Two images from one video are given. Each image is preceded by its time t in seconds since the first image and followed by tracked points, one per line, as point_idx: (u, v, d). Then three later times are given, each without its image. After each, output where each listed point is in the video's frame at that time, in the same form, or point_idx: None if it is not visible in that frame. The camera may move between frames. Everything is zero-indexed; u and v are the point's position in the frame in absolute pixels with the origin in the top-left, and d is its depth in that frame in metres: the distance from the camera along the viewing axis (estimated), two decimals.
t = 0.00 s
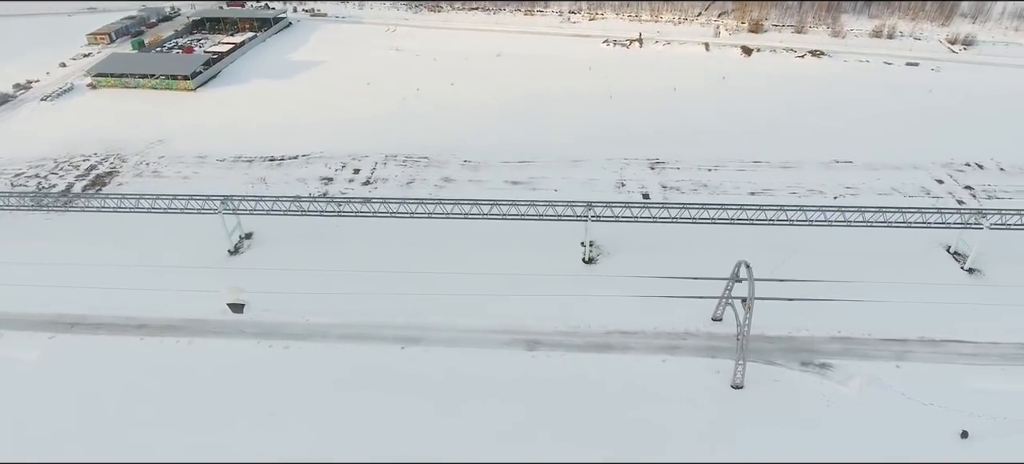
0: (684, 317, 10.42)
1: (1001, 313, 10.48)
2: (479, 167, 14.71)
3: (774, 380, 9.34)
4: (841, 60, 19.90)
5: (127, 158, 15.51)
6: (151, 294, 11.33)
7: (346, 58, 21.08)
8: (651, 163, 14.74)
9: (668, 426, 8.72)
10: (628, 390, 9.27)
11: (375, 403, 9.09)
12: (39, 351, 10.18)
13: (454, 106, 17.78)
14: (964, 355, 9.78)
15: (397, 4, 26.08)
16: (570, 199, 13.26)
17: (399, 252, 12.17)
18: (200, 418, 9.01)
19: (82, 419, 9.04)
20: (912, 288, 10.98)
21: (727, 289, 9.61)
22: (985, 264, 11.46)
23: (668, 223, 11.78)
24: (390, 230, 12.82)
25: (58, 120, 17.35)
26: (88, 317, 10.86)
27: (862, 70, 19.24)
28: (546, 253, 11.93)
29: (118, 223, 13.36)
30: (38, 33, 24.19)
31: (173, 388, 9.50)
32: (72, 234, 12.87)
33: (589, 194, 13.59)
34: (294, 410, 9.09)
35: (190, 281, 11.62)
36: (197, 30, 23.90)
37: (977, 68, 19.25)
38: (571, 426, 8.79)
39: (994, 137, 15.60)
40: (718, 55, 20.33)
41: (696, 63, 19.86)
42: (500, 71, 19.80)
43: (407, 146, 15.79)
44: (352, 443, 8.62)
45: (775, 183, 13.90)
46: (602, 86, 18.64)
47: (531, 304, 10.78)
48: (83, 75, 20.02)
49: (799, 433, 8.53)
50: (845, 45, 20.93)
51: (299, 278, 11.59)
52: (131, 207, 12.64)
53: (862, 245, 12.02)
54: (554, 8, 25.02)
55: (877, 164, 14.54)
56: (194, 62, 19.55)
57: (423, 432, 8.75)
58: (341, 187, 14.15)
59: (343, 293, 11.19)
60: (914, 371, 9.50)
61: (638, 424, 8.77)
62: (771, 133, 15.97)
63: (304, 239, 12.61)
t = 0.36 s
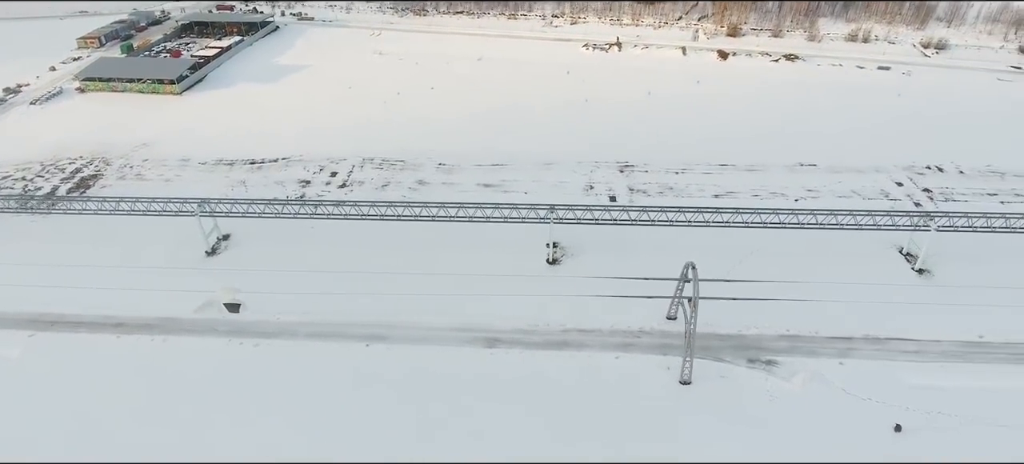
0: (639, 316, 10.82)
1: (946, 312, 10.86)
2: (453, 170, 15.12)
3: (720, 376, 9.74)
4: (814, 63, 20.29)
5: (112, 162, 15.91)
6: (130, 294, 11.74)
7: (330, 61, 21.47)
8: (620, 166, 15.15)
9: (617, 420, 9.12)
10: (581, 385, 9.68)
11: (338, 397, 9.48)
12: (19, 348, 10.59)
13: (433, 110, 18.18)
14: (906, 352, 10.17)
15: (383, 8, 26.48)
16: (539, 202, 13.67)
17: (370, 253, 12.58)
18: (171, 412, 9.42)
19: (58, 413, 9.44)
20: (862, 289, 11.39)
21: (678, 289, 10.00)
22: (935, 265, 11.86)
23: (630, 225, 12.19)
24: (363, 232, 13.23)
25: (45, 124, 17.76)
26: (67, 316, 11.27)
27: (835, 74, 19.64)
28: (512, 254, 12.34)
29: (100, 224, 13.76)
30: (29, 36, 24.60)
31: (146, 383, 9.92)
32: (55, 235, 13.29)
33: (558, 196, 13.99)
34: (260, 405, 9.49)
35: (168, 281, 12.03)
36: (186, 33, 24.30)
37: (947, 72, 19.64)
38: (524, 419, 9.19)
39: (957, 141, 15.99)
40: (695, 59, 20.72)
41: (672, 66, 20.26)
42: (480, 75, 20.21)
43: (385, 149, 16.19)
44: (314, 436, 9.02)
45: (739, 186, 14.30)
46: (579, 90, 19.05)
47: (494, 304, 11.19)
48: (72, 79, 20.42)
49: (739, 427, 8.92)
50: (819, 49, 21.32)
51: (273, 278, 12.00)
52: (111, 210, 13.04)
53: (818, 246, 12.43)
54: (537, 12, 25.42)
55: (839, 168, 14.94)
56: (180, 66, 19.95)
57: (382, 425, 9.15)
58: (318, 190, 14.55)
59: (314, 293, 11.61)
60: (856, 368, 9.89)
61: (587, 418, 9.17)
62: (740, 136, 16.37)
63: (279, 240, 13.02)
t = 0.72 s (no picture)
0: (598, 315, 11.25)
1: (894, 311, 11.28)
2: (428, 173, 15.55)
3: (672, 373, 10.15)
4: (789, 67, 20.70)
5: (97, 164, 16.32)
6: (109, 294, 12.15)
7: (315, 65, 21.89)
8: (591, 169, 15.58)
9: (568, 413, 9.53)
10: (537, 381, 10.09)
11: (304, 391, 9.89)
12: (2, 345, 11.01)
13: (414, 114, 18.58)
14: (853, 350, 10.57)
15: (370, 11, 26.88)
16: (509, 204, 14.09)
17: (344, 253, 12.99)
18: (143, 406, 9.83)
19: (36, 407, 9.86)
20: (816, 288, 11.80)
21: (634, 289, 10.38)
22: (888, 266, 12.29)
23: (594, 226, 12.60)
24: (338, 233, 13.63)
25: (34, 127, 18.18)
26: (48, 314, 11.68)
27: (808, 78, 20.05)
28: (480, 255, 12.76)
29: (84, 225, 14.16)
30: (21, 39, 25.01)
31: (121, 379, 10.34)
32: (40, 237, 13.71)
33: (529, 198, 14.42)
34: (230, 399, 9.90)
35: (147, 281, 12.44)
36: (175, 37, 24.70)
37: (919, 76, 20.07)
38: (481, 413, 9.60)
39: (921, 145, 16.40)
40: (673, 63, 21.13)
41: (649, 70, 20.69)
42: (461, 79, 20.63)
43: (364, 152, 16.60)
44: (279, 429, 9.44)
45: (706, 189, 14.71)
46: (557, 94, 19.47)
47: (460, 304, 11.62)
48: (61, 82, 20.82)
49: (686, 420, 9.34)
50: (795, 53, 21.73)
51: (248, 278, 12.42)
52: (94, 212, 13.45)
53: (777, 247, 12.85)
54: (522, 16, 25.84)
55: (804, 170, 15.36)
56: (167, 71, 20.34)
57: (345, 418, 9.57)
58: (296, 192, 14.97)
59: (287, 292, 12.03)
60: (803, 364, 10.29)
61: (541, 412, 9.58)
62: (710, 140, 16.80)
63: (256, 241, 13.44)
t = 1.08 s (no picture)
0: (562, 313, 11.66)
1: (847, 310, 11.68)
2: (406, 176, 15.97)
3: (629, 369, 10.55)
4: (765, 71, 21.11)
5: (84, 167, 16.72)
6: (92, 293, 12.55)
7: (301, 68, 22.29)
8: (565, 171, 15.99)
9: (528, 407, 9.92)
10: (500, 377, 10.49)
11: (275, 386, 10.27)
12: None
13: (395, 117, 18.98)
14: (805, 346, 10.98)
15: (358, 14, 27.29)
16: (482, 206, 14.51)
17: (320, 253, 13.41)
18: (120, 401, 10.22)
19: (18, 402, 10.25)
20: (774, 287, 12.20)
21: (593, 288, 10.78)
22: (845, 265, 12.70)
23: (562, 228, 13.03)
24: (316, 234, 14.04)
25: (24, 130, 18.58)
26: (33, 313, 12.09)
27: (784, 81, 20.45)
28: (452, 255, 13.18)
29: (70, 227, 14.56)
30: (13, 42, 25.41)
31: (100, 375, 10.73)
32: (27, 238, 14.12)
33: (502, 200, 14.83)
34: (203, 393, 10.29)
35: (129, 281, 12.84)
36: (165, 40, 25.11)
37: (892, 79, 20.47)
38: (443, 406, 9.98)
39: (888, 147, 16.82)
40: (652, 66, 21.54)
41: (628, 74, 21.09)
42: (443, 82, 21.04)
43: (345, 155, 17.02)
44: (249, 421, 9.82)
45: (675, 190, 15.12)
46: (537, 97, 19.89)
47: (429, 302, 12.03)
48: (52, 86, 21.21)
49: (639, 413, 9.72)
50: (772, 56, 22.13)
51: (226, 278, 12.83)
52: (79, 214, 13.85)
53: (739, 247, 13.25)
54: (507, 19, 26.23)
55: (772, 172, 15.77)
56: (155, 74, 20.73)
57: (314, 411, 9.96)
58: (277, 194, 15.38)
59: (264, 292, 12.44)
60: (755, 361, 10.71)
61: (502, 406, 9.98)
62: (683, 142, 17.22)
63: (236, 242, 13.85)
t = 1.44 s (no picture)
0: (529, 312, 12.08)
1: (805, 308, 12.09)
2: (385, 178, 16.37)
3: (591, 365, 10.96)
4: (743, 74, 21.47)
5: (72, 169, 17.11)
6: (76, 293, 12.94)
7: (288, 71, 22.68)
8: (540, 173, 16.39)
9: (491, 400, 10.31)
10: (466, 372, 10.88)
11: (248, 380, 10.65)
12: None
13: (378, 120, 19.36)
14: (761, 343, 11.39)
15: (346, 17, 27.68)
16: (458, 208, 14.92)
17: (298, 254, 13.81)
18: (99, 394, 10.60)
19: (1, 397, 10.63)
20: (735, 286, 12.62)
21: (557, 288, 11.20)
22: (805, 265, 13.09)
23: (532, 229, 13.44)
24: (295, 236, 14.45)
25: (14, 133, 18.95)
26: (18, 312, 12.48)
27: (761, 84, 20.82)
28: (426, 256, 13.59)
29: (57, 228, 14.94)
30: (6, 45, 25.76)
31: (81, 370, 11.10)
32: (14, 239, 14.50)
33: (477, 202, 15.24)
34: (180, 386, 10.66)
35: (112, 280, 13.24)
36: (155, 44, 25.50)
37: (867, 82, 20.85)
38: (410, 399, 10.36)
39: (857, 150, 17.22)
40: (632, 69, 21.90)
41: (609, 77, 21.46)
42: (427, 85, 21.43)
43: (327, 157, 17.42)
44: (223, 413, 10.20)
45: (646, 192, 15.53)
46: (517, 100, 20.27)
47: (401, 301, 12.44)
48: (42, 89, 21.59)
49: (598, 403, 10.09)
50: (751, 59, 22.49)
51: (206, 278, 13.23)
52: (65, 215, 14.23)
53: (705, 247, 13.67)
54: (492, 22, 26.58)
55: (742, 174, 16.17)
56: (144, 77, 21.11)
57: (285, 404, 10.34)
58: (259, 196, 15.78)
59: (242, 290, 12.85)
60: (712, 357, 11.11)
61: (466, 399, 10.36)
62: (658, 145, 17.61)
63: (217, 243, 14.26)
